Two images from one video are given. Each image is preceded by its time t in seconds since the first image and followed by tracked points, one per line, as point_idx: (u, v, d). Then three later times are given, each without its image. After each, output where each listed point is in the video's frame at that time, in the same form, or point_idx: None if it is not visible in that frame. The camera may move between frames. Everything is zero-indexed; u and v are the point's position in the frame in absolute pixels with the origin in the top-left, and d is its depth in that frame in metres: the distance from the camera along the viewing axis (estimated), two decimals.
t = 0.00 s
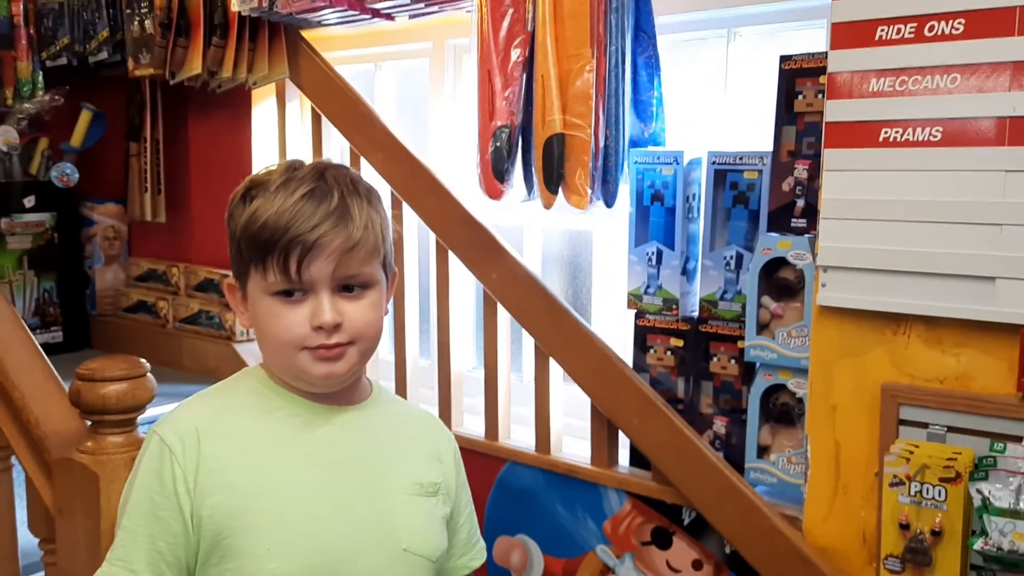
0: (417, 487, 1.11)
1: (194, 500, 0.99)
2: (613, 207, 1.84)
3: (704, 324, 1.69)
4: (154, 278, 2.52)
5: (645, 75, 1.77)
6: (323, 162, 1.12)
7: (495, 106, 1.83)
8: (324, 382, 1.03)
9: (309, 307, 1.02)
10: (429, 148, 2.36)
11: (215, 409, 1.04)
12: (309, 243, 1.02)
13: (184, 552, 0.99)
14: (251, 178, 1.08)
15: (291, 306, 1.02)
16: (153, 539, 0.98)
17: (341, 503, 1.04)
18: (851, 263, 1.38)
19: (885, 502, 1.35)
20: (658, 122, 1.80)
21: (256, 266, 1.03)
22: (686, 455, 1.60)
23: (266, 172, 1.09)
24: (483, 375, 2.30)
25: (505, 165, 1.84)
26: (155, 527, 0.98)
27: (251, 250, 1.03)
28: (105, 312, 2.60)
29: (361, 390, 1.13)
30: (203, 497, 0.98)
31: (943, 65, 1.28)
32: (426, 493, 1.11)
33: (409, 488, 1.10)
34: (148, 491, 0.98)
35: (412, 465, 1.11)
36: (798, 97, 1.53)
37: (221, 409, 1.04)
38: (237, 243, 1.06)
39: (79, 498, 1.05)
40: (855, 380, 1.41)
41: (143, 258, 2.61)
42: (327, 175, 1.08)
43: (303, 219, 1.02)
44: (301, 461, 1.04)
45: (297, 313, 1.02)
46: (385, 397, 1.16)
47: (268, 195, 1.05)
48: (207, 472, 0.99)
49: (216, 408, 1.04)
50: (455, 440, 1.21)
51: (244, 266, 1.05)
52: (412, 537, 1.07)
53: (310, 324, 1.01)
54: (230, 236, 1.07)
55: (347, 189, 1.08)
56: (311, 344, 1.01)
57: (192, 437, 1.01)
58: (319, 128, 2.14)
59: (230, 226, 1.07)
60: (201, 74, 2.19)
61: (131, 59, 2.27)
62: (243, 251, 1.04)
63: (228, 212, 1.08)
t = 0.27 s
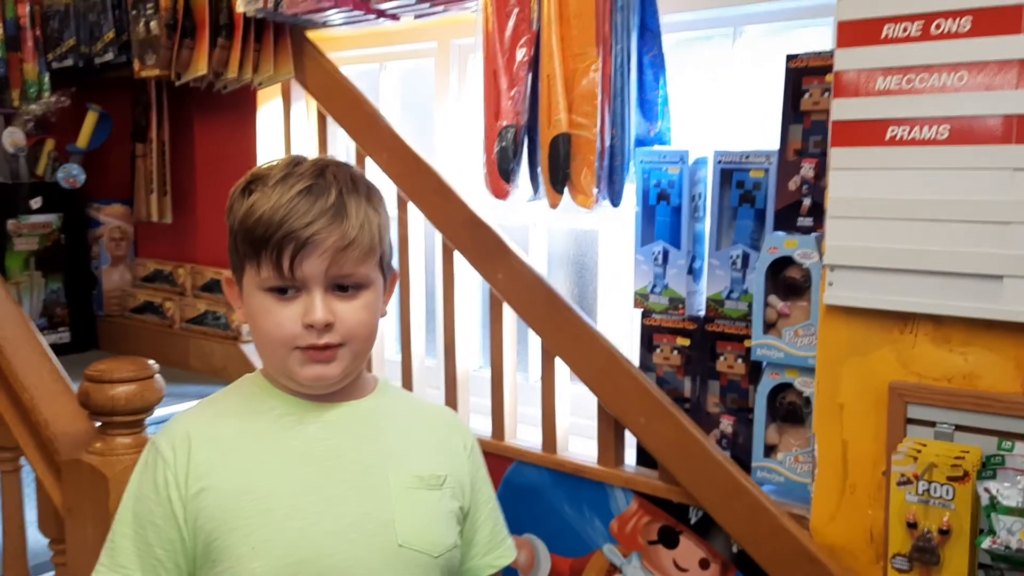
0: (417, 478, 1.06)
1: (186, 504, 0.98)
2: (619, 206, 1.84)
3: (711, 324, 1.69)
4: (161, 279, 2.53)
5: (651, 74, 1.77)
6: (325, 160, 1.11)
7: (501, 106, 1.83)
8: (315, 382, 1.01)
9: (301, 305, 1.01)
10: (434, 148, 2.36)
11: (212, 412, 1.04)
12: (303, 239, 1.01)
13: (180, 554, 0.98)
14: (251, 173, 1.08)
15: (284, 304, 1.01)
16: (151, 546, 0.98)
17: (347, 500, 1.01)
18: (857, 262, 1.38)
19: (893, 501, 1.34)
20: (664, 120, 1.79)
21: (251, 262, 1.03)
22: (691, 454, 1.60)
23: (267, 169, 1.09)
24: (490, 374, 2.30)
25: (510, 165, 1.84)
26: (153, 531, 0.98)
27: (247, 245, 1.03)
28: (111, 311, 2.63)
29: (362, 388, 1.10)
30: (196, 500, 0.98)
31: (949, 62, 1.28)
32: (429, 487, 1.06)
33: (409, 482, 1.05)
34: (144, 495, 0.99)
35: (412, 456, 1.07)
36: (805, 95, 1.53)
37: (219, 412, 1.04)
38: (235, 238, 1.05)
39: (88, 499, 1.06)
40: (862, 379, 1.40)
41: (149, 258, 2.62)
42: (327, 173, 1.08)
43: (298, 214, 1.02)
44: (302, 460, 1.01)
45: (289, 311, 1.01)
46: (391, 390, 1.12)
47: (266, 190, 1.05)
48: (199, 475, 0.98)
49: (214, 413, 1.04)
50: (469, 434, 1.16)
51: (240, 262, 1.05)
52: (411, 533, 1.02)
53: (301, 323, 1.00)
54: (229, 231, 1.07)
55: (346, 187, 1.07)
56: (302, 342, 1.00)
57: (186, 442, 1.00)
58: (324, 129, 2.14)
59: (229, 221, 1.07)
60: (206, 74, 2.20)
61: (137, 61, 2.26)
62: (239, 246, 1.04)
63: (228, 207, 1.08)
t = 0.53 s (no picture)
0: (421, 484, 1.02)
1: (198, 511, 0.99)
2: (626, 203, 1.84)
3: (718, 320, 1.69)
4: (170, 277, 2.54)
5: (657, 71, 1.77)
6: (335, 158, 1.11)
7: (508, 103, 1.83)
8: (322, 381, 0.99)
9: (307, 302, 0.99)
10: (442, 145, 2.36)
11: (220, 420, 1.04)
12: (307, 234, 1.00)
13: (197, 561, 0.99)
14: (261, 173, 1.08)
15: (290, 301, 1.00)
16: (168, 558, 0.99)
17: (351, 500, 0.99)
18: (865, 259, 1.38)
19: (901, 498, 1.34)
20: (671, 117, 1.79)
21: (258, 259, 1.02)
22: (699, 451, 1.60)
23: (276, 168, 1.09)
24: (497, 371, 2.31)
25: (518, 162, 1.84)
26: (168, 539, 0.99)
27: (255, 243, 1.03)
28: (121, 310, 2.66)
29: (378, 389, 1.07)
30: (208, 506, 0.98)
31: (957, 58, 1.27)
32: (435, 493, 1.02)
33: (413, 488, 1.02)
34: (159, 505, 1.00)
35: (417, 461, 1.03)
36: (812, 91, 1.52)
37: (228, 417, 1.05)
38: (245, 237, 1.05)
39: (100, 497, 1.07)
40: (869, 375, 1.40)
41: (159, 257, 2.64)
42: (335, 169, 1.07)
43: (302, 209, 1.01)
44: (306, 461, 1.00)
45: (295, 308, 0.99)
46: (404, 391, 1.08)
47: (272, 187, 1.04)
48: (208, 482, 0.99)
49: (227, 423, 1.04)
50: (493, 437, 1.11)
51: (249, 261, 1.05)
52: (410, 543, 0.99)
53: (306, 320, 0.98)
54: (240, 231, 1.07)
55: (353, 182, 1.06)
56: (307, 339, 0.98)
57: (197, 454, 1.01)
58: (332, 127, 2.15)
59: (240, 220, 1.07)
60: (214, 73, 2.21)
61: (145, 60, 2.28)
62: (248, 244, 1.04)
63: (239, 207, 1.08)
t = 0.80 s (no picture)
0: (433, 497, 1.00)
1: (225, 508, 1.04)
2: (635, 200, 1.84)
3: (728, 316, 1.69)
4: (181, 275, 2.55)
5: (666, 67, 1.77)
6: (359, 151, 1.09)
7: (517, 100, 1.83)
8: (342, 384, 0.99)
9: (326, 304, 0.99)
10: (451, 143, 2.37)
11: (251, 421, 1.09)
12: (325, 236, 0.99)
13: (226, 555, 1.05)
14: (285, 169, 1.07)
15: (311, 303, 1.00)
16: (198, 553, 1.05)
17: (362, 500, 1.00)
18: (875, 254, 1.37)
19: (912, 495, 1.34)
20: (680, 114, 1.79)
21: (279, 260, 1.02)
22: (708, 447, 1.60)
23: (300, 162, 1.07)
24: (508, 369, 2.31)
25: (527, 159, 1.84)
26: (201, 532, 1.05)
27: (276, 244, 1.02)
28: (134, 308, 2.65)
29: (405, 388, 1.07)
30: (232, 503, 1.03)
31: (968, 53, 1.27)
32: (446, 505, 1.01)
33: (423, 499, 1.00)
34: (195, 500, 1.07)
35: (430, 472, 1.02)
36: (822, 87, 1.52)
37: (258, 417, 1.09)
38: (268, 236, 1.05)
39: (113, 492, 1.07)
40: (881, 371, 1.40)
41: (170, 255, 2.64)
42: (357, 165, 1.05)
43: (321, 210, 1.00)
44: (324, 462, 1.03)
45: (315, 310, 0.99)
46: (427, 396, 1.07)
47: (293, 185, 1.03)
48: (234, 479, 1.04)
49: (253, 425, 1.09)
50: (524, 446, 1.06)
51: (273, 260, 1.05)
52: (414, 556, 0.98)
53: (325, 323, 0.98)
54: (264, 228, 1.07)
55: (375, 179, 1.04)
56: (327, 343, 0.98)
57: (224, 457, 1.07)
58: (342, 125, 2.16)
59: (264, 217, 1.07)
60: (225, 72, 2.19)
61: (155, 59, 2.24)
62: (270, 243, 1.04)
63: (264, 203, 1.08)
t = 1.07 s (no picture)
0: (457, 504, 0.98)
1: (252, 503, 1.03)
2: (643, 195, 1.84)
3: (736, 312, 1.68)
4: (189, 271, 2.56)
5: (675, 63, 1.77)
6: (396, 144, 1.05)
7: (525, 96, 1.82)
8: (373, 384, 0.97)
9: (358, 302, 0.96)
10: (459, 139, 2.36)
11: (274, 416, 1.06)
12: (357, 232, 0.96)
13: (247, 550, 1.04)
14: (320, 163, 1.04)
15: (343, 300, 0.97)
16: (217, 539, 1.04)
17: (374, 499, 0.98)
18: (885, 251, 1.36)
19: (921, 491, 1.34)
20: (688, 109, 1.78)
21: (312, 255, 0.99)
22: (715, 443, 1.60)
23: (335, 156, 1.04)
24: (515, 365, 2.31)
25: (535, 155, 1.84)
26: (221, 526, 1.04)
27: (309, 241, 1.00)
28: (142, 303, 2.67)
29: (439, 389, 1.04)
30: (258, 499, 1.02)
31: (979, 47, 1.26)
32: (470, 513, 0.98)
33: (446, 505, 0.98)
34: (217, 491, 1.05)
35: (456, 478, 0.99)
36: (831, 82, 1.51)
37: (287, 408, 1.06)
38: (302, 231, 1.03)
39: (122, 489, 1.07)
40: (890, 367, 1.39)
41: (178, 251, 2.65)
42: (393, 159, 1.01)
43: (354, 206, 0.97)
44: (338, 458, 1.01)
45: (346, 309, 0.96)
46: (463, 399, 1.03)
47: (328, 180, 1.00)
48: (259, 476, 1.03)
49: (283, 415, 1.06)
50: (554, 456, 1.02)
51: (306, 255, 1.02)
52: (434, 562, 0.96)
53: (356, 322, 0.95)
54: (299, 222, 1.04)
55: (411, 175, 1.00)
56: (358, 342, 0.96)
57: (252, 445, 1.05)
58: (349, 122, 2.17)
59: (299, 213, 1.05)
60: (232, 69, 2.17)
61: (163, 55, 2.27)
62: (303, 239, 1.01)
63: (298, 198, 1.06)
